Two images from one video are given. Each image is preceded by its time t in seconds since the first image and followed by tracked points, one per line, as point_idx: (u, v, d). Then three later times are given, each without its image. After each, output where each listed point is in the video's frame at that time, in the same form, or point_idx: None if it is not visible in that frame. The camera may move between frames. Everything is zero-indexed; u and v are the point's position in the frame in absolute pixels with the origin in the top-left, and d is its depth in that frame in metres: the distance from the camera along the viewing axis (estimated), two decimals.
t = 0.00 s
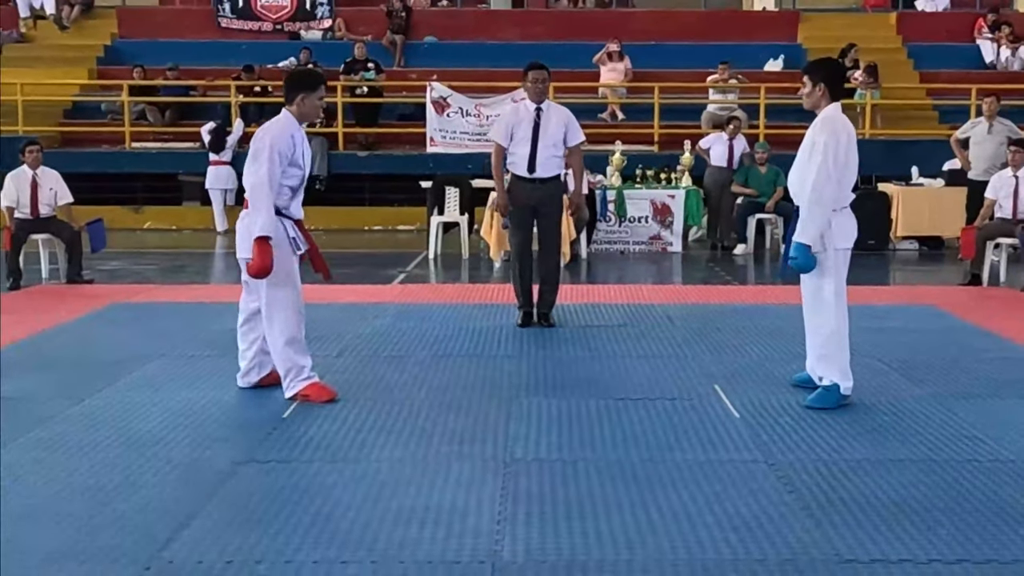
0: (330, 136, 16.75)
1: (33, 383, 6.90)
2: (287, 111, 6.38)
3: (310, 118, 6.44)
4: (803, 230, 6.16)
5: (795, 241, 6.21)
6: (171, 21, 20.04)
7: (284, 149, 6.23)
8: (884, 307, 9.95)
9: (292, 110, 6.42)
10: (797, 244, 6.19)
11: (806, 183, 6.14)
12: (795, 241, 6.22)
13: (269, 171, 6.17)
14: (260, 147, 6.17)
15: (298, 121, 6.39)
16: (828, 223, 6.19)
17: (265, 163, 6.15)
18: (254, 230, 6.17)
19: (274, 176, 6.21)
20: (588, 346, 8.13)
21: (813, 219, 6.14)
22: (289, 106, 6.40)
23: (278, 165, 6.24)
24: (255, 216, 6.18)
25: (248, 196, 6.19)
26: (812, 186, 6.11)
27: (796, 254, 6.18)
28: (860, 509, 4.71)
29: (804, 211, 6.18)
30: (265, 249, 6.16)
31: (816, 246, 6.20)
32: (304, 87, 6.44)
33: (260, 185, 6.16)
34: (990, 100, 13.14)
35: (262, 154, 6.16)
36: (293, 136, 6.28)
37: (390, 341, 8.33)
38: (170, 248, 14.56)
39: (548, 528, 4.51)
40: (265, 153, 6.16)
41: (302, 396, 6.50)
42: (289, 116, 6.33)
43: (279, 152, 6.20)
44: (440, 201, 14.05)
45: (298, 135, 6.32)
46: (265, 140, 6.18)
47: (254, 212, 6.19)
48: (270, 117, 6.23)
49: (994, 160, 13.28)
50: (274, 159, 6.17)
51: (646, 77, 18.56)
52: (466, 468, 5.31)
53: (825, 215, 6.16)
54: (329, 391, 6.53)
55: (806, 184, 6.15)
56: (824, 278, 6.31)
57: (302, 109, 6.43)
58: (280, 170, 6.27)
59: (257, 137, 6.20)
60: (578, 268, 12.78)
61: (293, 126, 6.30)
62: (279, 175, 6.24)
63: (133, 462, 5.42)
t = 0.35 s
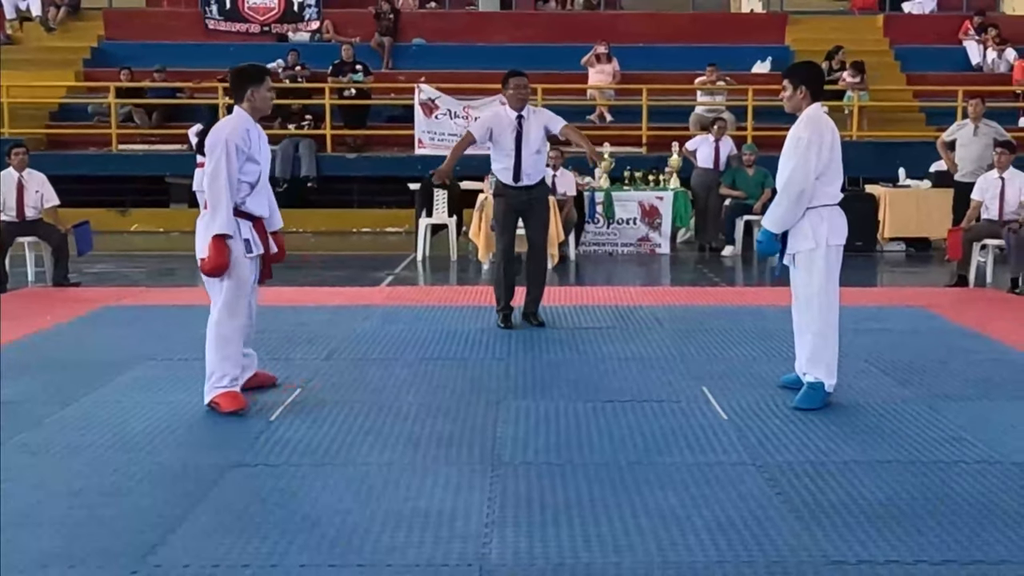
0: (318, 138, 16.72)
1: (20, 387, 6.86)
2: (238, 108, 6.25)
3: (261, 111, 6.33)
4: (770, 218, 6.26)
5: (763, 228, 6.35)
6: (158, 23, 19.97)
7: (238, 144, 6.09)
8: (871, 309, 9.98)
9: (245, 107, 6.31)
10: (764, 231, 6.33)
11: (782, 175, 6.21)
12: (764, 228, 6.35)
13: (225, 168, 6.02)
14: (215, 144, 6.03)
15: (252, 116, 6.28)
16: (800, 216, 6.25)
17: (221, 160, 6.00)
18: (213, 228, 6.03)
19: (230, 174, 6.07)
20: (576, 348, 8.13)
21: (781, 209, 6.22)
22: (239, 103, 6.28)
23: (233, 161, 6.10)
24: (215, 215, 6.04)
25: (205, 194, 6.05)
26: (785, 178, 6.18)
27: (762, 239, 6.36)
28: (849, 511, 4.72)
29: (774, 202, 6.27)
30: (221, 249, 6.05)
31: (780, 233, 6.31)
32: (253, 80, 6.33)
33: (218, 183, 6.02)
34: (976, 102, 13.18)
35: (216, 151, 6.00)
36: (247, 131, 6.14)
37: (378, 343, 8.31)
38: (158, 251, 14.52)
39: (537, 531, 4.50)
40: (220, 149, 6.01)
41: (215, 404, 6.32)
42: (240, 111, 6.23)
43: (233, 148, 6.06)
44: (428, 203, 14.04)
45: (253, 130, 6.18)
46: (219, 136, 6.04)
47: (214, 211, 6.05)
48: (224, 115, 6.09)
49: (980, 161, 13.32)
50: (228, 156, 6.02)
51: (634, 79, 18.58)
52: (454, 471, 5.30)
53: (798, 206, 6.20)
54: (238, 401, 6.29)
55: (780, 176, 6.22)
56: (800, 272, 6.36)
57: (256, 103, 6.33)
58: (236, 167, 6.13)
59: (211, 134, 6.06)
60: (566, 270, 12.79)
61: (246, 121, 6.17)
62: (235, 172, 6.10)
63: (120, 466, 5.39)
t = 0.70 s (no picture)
0: (313, 140, 16.70)
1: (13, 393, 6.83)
2: (201, 114, 6.12)
3: (226, 113, 6.19)
4: (771, 220, 6.18)
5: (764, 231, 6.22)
6: (153, 25, 19.93)
7: (205, 154, 5.99)
8: (866, 312, 9.98)
9: (207, 110, 6.17)
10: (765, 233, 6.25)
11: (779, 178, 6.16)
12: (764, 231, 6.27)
13: (195, 180, 5.95)
14: (179, 155, 5.93)
15: (214, 120, 6.15)
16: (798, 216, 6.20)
17: (187, 170, 5.92)
18: (208, 237, 5.98)
19: (200, 184, 5.99)
20: (571, 352, 8.12)
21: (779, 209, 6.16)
22: (203, 107, 6.15)
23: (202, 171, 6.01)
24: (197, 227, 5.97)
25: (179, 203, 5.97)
26: (782, 177, 6.14)
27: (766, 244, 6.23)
28: (844, 518, 4.71)
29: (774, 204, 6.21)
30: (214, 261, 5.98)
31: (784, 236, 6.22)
32: (213, 82, 6.19)
33: (191, 195, 5.95)
34: (971, 106, 13.18)
35: (181, 162, 5.92)
36: (210, 138, 6.03)
37: (373, 348, 8.29)
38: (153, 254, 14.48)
39: (531, 538, 4.48)
40: (188, 160, 5.92)
41: (183, 416, 6.23)
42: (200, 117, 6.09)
43: (199, 157, 5.96)
44: (423, 206, 14.02)
45: (216, 136, 6.06)
46: (182, 147, 5.94)
47: (198, 224, 5.97)
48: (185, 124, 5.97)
49: (975, 164, 13.33)
50: (195, 165, 5.94)
51: (629, 82, 18.59)
52: (449, 476, 5.28)
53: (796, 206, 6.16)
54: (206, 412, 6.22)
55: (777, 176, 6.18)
56: (799, 275, 6.31)
57: (214, 106, 6.16)
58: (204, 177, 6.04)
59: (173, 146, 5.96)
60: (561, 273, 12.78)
61: (209, 127, 6.06)
62: (203, 181, 6.01)
63: (113, 472, 5.36)
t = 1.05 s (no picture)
0: (309, 149, 16.68)
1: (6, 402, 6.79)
2: (187, 121, 6.10)
3: (212, 121, 6.17)
4: (781, 237, 6.12)
5: (773, 249, 6.16)
6: (149, 34, 19.93)
7: (195, 164, 5.97)
8: (863, 320, 9.96)
9: (194, 118, 6.14)
10: (773, 250, 6.17)
11: (789, 192, 6.11)
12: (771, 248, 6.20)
13: (186, 191, 5.92)
14: (170, 166, 5.89)
15: (200, 128, 6.13)
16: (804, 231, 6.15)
17: (181, 183, 5.89)
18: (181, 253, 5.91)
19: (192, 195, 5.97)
20: (566, 360, 8.09)
21: (792, 225, 6.09)
22: (188, 115, 6.12)
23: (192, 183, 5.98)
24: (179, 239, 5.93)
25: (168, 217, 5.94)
26: (793, 192, 6.09)
27: (775, 261, 6.15)
28: (839, 527, 4.68)
29: (782, 220, 6.14)
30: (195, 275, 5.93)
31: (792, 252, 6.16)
32: (202, 90, 6.14)
33: (180, 206, 5.92)
34: (967, 114, 13.19)
35: (172, 173, 5.89)
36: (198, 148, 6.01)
37: (369, 356, 8.26)
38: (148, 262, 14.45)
39: (525, 548, 4.45)
40: (179, 172, 5.89)
41: (175, 424, 6.20)
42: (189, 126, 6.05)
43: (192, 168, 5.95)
44: (420, 214, 14.01)
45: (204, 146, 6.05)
46: (172, 158, 5.90)
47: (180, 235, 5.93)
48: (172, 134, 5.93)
49: (972, 172, 13.32)
50: (188, 177, 5.91)
51: (626, 90, 18.60)
52: (442, 486, 5.24)
53: (804, 220, 6.10)
54: (199, 420, 6.19)
55: (787, 192, 6.12)
56: (799, 289, 6.25)
57: (201, 114, 6.14)
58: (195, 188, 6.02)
59: (164, 156, 5.91)
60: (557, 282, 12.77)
61: (197, 137, 6.04)
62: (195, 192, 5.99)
63: (104, 481, 5.33)
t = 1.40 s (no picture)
0: (309, 156, 16.70)
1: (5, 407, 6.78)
2: (210, 131, 6.08)
3: (236, 134, 6.18)
4: (778, 251, 6.07)
5: (771, 260, 6.13)
6: (149, 40, 19.95)
7: (206, 171, 5.96)
8: (864, 326, 9.96)
9: (216, 130, 6.13)
10: (770, 263, 6.13)
11: (789, 205, 6.06)
12: (767, 261, 6.17)
13: (195, 195, 5.91)
14: (181, 169, 5.88)
15: (222, 140, 6.12)
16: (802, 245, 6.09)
17: (189, 185, 5.89)
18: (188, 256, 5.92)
19: (199, 201, 5.95)
20: (567, 366, 8.08)
21: (791, 240, 6.04)
22: (212, 125, 6.11)
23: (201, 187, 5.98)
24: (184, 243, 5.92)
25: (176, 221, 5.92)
26: (796, 206, 6.02)
27: (770, 274, 6.13)
28: (838, 531, 4.67)
29: (781, 233, 6.08)
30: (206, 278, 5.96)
31: (789, 267, 6.13)
32: (227, 103, 6.14)
33: (186, 209, 5.90)
34: (967, 121, 13.19)
35: (182, 175, 5.88)
36: (213, 156, 6.01)
37: (369, 362, 8.26)
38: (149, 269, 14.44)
39: (524, 553, 4.44)
40: (190, 175, 5.89)
41: (180, 428, 6.19)
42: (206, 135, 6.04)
43: (201, 174, 5.94)
44: (420, 221, 14.02)
45: (219, 154, 6.05)
46: (184, 162, 5.90)
47: (185, 239, 5.92)
48: (188, 139, 5.94)
49: (972, 179, 13.31)
50: (196, 181, 5.90)
51: (626, 97, 18.62)
52: (442, 492, 5.23)
53: (802, 234, 6.05)
54: (202, 427, 6.17)
55: (787, 203, 6.06)
56: (795, 301, 6.24)
57: (228, 127, 6.15)
58: (203, 194, 6.01)
59: (175, 158, 5.91)
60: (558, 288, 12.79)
61: (213, 145, 6.04)
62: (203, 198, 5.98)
63: (104, 487, 5.32)
